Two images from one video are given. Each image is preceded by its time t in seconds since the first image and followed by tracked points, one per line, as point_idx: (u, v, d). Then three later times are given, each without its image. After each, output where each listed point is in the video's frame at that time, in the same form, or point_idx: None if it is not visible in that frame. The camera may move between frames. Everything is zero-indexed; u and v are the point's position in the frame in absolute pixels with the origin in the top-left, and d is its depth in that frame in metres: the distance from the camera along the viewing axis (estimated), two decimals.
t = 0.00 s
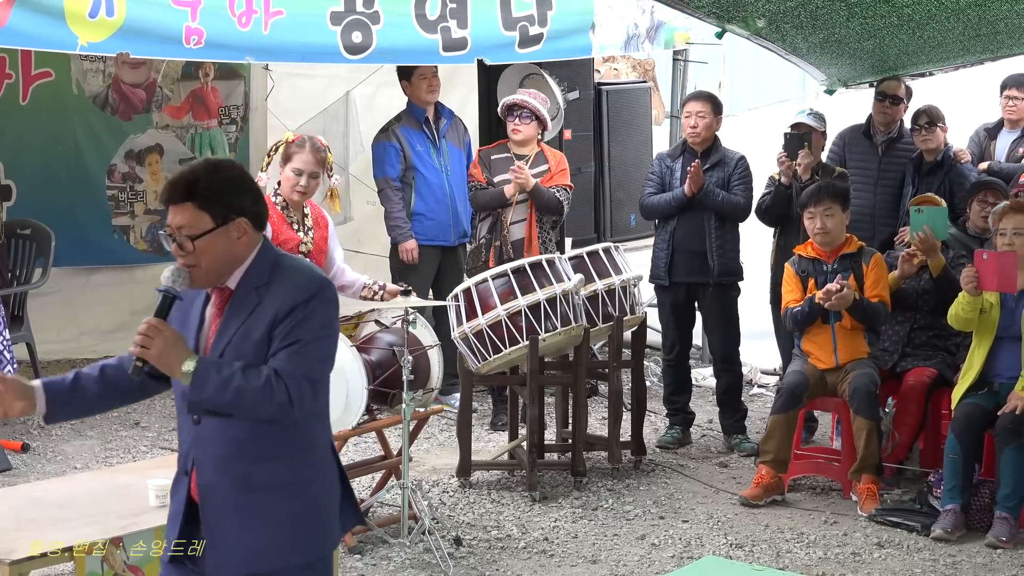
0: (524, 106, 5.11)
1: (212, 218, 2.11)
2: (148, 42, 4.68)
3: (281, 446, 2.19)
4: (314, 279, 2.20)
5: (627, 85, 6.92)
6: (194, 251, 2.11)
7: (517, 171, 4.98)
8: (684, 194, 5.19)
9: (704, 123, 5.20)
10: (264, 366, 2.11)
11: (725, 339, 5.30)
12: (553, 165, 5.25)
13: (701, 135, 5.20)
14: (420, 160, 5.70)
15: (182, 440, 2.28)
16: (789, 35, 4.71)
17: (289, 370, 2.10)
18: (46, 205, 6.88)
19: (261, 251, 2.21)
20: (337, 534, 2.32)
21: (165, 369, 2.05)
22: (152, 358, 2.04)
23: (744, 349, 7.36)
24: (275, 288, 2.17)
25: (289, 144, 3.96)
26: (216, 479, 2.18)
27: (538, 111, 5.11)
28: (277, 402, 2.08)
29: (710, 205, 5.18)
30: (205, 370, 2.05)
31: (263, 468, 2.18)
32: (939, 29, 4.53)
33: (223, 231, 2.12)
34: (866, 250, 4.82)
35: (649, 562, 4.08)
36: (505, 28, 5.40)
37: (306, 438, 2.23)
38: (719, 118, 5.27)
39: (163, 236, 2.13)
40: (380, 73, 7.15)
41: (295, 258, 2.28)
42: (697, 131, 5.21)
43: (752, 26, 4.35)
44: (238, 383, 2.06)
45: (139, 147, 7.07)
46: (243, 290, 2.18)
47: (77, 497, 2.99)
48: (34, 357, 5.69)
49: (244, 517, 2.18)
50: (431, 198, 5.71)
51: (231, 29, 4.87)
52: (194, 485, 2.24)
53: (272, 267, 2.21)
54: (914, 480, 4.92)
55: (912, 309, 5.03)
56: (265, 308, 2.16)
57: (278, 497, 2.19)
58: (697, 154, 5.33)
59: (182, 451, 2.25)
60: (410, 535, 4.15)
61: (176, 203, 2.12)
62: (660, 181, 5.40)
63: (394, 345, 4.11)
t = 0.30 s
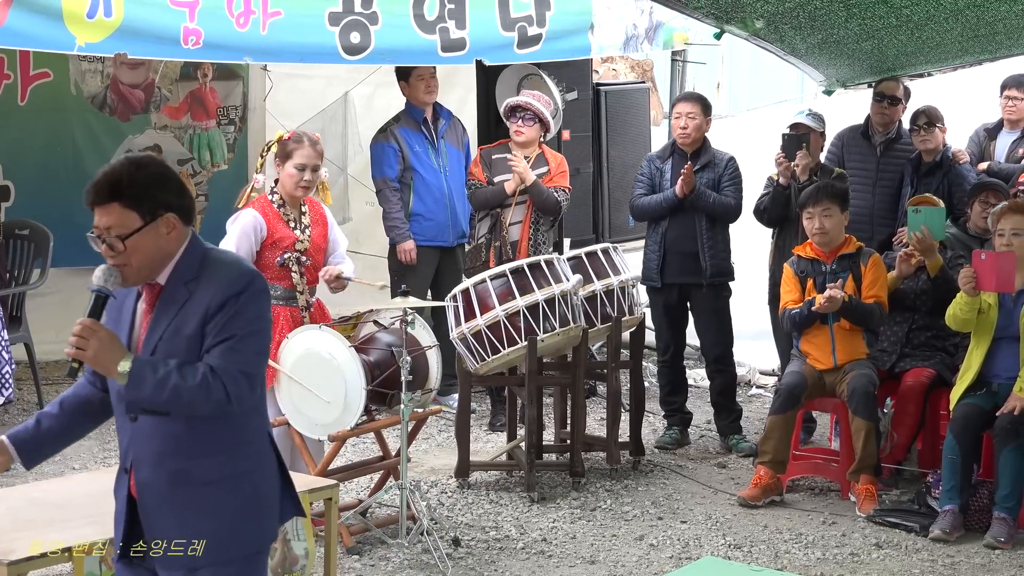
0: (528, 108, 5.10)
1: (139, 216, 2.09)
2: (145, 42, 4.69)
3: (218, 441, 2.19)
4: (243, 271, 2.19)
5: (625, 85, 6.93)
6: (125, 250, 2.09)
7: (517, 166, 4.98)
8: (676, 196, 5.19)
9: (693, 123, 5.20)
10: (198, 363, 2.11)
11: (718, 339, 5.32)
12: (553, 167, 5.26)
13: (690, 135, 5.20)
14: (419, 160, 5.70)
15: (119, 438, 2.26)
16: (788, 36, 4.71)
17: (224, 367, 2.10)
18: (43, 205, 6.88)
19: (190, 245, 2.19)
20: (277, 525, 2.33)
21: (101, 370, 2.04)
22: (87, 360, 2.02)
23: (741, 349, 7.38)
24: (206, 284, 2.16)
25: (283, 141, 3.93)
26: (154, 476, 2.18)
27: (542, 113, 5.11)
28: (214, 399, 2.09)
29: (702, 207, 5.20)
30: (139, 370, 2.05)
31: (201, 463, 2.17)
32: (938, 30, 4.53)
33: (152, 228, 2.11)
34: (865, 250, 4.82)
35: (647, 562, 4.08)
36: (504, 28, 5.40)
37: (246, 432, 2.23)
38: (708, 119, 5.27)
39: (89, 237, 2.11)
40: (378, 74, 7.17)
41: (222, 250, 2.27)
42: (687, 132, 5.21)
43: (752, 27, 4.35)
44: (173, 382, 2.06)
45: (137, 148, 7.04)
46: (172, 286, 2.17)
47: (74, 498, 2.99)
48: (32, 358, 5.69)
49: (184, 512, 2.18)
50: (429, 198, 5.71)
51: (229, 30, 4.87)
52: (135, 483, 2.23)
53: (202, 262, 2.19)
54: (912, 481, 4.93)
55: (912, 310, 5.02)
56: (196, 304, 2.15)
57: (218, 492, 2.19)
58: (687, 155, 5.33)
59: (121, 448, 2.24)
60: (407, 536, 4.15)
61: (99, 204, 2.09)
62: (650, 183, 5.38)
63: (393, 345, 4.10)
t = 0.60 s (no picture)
0: (531, 110, 5.11)
1: (114, 220, 2.08)
2: (145, 43, 4.69)
3: (200, 441, 2.20)
4: (221, 269, 2.20)
5: (624, 86, 6.94)
6: (102, 255, 2.08)
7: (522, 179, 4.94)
8: (667, 203, 5.19)
9: (691, 124, 5.21)
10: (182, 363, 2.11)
11: (717, 339, 5.31)
12: (555, 171, 5.25)
13: (687, 136, 5.21)
14: (418, 161, 5.71)
15: (98, 438, 2.26)
16: (786, 37, 4.72)
17: (208, 366, 2.12)
18: (42, 206, 6.87)
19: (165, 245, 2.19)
20: (258, 523, 2.34)
21: (85, 375, 2.07)
22: (70, 366, 2.04)
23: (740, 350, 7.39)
24: (184, 284, 2.17)
25: (278, 139, 3.97)
26: (136, 476, 2.17)
27: (545, 115, 5.12)
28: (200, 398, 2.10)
29: (706, 212, 5.17)
30: (124, 373, 2.06)
31: (184, 463, 2.18)
32: (937, 30, 4.54)
33: (128, 232, 2.10)
34: (863, 251, 4.82)
35: (647, 563, 4.08)
36: (504, 29, 5.42)
37: (228, 430, 2.24)
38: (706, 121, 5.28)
39: (64, 244, 2.09)
40: (377, 74, 7.18)
41: (196, 248, 2.27)
42: (685, 132, 5.22)
43: (751, 27, 4.35)
44: (158, 384, 2.07)
45: (136, 148, 7.04)
46: (150, 287, 2.17)
47: (73, 498, 2.99)
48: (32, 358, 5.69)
49: (167, 512, 2.18)
50: (428, 199, 5.71)
51: (228, 31, 4.88)
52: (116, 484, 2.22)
53: (179, 262, 2.20)
54: (911, 481, 4.94)
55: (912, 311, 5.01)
56: (176, 304, 2.15)
57: (203, 491, 2.20)
58: (684, 156, 5.34)
59: (103, 449, 2.24)
60: (406, 536, 4.15)
61: (73, 211, 2.07)
62: (647, 186, 5.40)
63: (392, 346, 4.09)
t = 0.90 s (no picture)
0: (529, 110, 5.12)
1: (140, 227, 2.07)
2: (144, 43, 4.69)
3: (227, 449, 2.21)
4: (250, 279, 2.22)
5: (623, 86, 6.94)
6: (125, 262, 2.07)
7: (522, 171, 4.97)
8: (670, 187, 5.19)
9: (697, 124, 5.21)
10: (215, 372, 2.12)
11: (720, 338, 5.31)
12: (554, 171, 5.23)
13: (693, 135, 5.19)
14: (417, 163, 5.71)
15: (113, 452, 2.20)
16: (786, 37, 4.72)
17: (242, 375, 2.13)
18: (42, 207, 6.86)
19: (186, 254, 2.18)
20: (276, 531, 2.35)
21: (112, 384, 2.03)
22: (97, 375, 2.01)
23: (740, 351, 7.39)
24: (214, 293, 2.17)
25: (275, 139, 3.97)
26: (163, 485, 2.15)
27: (544, 116, 5.12)
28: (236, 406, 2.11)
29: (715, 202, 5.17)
30: (154, 383, 2.05)
31: (213, 471, 2.18)
32: (935, 31, 4.55)
33: (152, 240, 2.09)
34: (862, 252, 4.82)
35: (646, 563, 4.07)
36: (504, 30, 5.44)
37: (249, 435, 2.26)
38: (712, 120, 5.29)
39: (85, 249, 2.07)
40: (376, 75, 7.29)
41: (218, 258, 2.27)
42: (690, 132, 5.21)
43: (749, 28, 4.35)
44: (192, 392, 2.07)
45: (136, 149, 7.03)
46: (173, 296, 2.15)
47: (72, 499, 2.99)
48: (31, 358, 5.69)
49: (195, 520, 2.17)
50: (426, 199, 5.71)
51: (228, 31, 4.88)
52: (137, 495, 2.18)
53: (204, 270, 2.19)
54: (911, 481, 4.94)
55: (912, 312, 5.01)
56: (207, 314, 2.16)
57: (228, 498, 2.20)
58: (691, 155, 5.32)
59: (119, 460, 2.18)
60: (405, 537, 4.15)
61: (97, 216, 2.06)
62: (655, 182, 5.39)
63: (391, 346, 4.09)
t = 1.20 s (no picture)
0: (527, 108, 5.12)
1: (171, 257, 2.05)
2: (144, 44, 4.70)
3: (268, 464, 2.22)
4: (278, 292, 2.22)
5: (622, 86, 6.94)
6: (159, 292, 2.05)
7: (518, 170, 5.00)
8: (691, 198, 5.17)
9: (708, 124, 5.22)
10: (262, 391, 2.13)
11: (726, 339, 5.31)
12: (551, 167, 5.28)
13: (704, 135, 5.22)
14: (416, 163, 5.71)
15: (153, 481, 2.17)
16: (785, 37, 4.71)
17: (289, 391, 2.15)
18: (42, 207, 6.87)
19: (210, 276, 2.18)
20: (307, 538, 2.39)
21: (164, 419, 2.01)
22: (151, 412, 1.98)
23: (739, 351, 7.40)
24: (248, 312, 2.17)
25: (277, 141, 3.96)
26: (215, 508, 2.15)
27: (541, 113, 5.14)
28: (289, 423, 2.13)
29: (717, 207, 5.20)
30: (208, 411, 2.06)
31: (262, 488, 2.20)
32: (934, 31, 4.55)
33: (182, 268, 2.08)
34: (862, 252, 4.82)
35: (645, 564, 4.07)
36: (504, 30, 5.45)
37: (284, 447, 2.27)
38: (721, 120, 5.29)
39: (116, 282, 2.04)
40: (377, 75, 7.19)
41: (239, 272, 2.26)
42: (700, 132, 5.22)
43: (748, 28, 4.35)
44: (246, 414, 2.09)
45: (135, 149, 7.06)
46: (206, 320, 2.14)
47: (72, 499, 2.99)
48: (29, 358, 5.70)
49: (247, 538, 2.18)
50: (426, 199, 5.72)
51: (228, 31, 4.89)
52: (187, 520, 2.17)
53: (230, 289, 2.19)
54: (910, 481, 4.95)
55: (913, 312, 5.01)
56: (246, 332, 2.16)
57: (273, 512, 2.22)
58: (699, 155, 5.35)
59: (165, 487, 2.16)
60: (405, 537, 4.14)
61: (125, 248, 2.02)
62: (664, 184, 5.40)
63: (390, 346, 4.09)
